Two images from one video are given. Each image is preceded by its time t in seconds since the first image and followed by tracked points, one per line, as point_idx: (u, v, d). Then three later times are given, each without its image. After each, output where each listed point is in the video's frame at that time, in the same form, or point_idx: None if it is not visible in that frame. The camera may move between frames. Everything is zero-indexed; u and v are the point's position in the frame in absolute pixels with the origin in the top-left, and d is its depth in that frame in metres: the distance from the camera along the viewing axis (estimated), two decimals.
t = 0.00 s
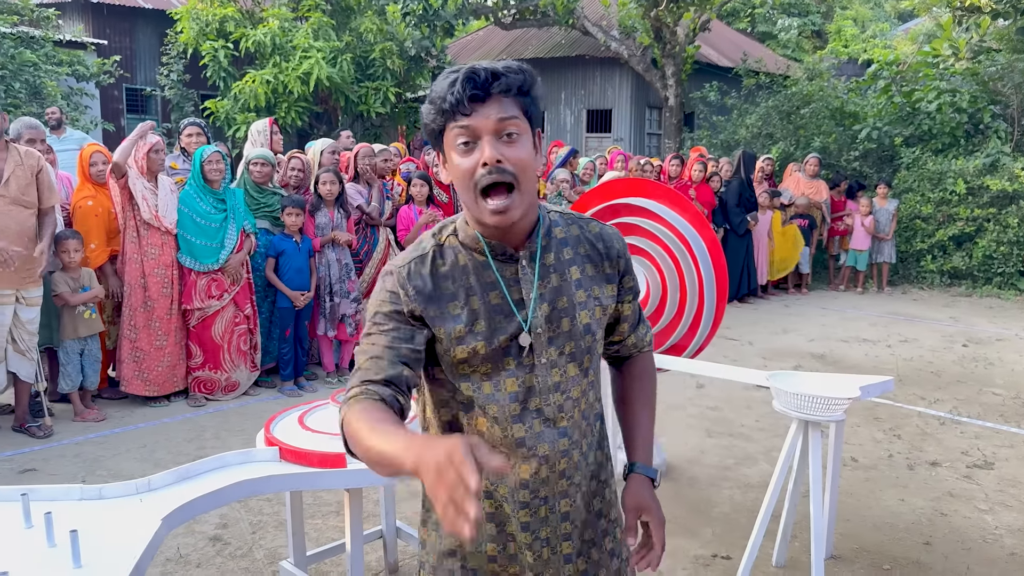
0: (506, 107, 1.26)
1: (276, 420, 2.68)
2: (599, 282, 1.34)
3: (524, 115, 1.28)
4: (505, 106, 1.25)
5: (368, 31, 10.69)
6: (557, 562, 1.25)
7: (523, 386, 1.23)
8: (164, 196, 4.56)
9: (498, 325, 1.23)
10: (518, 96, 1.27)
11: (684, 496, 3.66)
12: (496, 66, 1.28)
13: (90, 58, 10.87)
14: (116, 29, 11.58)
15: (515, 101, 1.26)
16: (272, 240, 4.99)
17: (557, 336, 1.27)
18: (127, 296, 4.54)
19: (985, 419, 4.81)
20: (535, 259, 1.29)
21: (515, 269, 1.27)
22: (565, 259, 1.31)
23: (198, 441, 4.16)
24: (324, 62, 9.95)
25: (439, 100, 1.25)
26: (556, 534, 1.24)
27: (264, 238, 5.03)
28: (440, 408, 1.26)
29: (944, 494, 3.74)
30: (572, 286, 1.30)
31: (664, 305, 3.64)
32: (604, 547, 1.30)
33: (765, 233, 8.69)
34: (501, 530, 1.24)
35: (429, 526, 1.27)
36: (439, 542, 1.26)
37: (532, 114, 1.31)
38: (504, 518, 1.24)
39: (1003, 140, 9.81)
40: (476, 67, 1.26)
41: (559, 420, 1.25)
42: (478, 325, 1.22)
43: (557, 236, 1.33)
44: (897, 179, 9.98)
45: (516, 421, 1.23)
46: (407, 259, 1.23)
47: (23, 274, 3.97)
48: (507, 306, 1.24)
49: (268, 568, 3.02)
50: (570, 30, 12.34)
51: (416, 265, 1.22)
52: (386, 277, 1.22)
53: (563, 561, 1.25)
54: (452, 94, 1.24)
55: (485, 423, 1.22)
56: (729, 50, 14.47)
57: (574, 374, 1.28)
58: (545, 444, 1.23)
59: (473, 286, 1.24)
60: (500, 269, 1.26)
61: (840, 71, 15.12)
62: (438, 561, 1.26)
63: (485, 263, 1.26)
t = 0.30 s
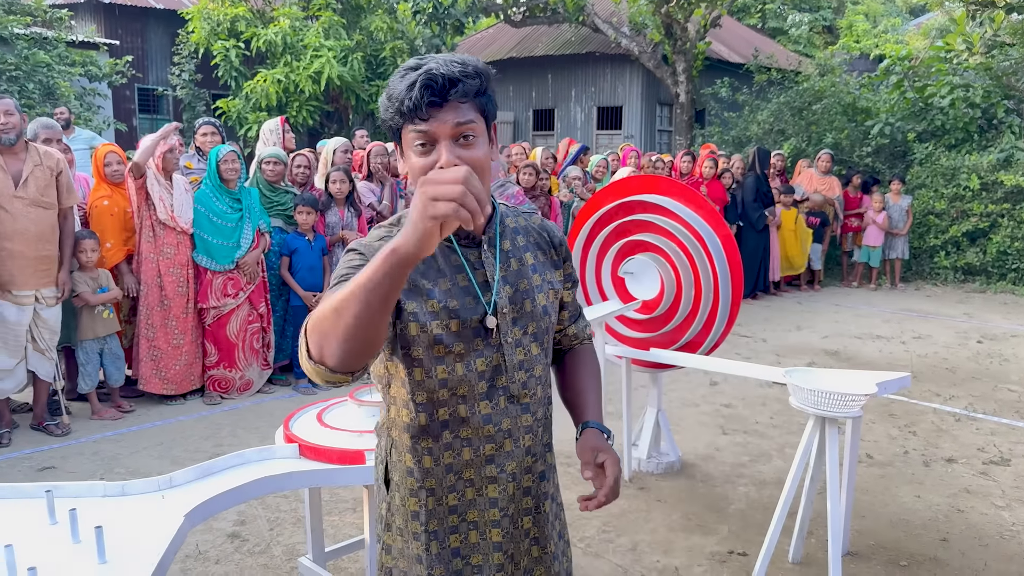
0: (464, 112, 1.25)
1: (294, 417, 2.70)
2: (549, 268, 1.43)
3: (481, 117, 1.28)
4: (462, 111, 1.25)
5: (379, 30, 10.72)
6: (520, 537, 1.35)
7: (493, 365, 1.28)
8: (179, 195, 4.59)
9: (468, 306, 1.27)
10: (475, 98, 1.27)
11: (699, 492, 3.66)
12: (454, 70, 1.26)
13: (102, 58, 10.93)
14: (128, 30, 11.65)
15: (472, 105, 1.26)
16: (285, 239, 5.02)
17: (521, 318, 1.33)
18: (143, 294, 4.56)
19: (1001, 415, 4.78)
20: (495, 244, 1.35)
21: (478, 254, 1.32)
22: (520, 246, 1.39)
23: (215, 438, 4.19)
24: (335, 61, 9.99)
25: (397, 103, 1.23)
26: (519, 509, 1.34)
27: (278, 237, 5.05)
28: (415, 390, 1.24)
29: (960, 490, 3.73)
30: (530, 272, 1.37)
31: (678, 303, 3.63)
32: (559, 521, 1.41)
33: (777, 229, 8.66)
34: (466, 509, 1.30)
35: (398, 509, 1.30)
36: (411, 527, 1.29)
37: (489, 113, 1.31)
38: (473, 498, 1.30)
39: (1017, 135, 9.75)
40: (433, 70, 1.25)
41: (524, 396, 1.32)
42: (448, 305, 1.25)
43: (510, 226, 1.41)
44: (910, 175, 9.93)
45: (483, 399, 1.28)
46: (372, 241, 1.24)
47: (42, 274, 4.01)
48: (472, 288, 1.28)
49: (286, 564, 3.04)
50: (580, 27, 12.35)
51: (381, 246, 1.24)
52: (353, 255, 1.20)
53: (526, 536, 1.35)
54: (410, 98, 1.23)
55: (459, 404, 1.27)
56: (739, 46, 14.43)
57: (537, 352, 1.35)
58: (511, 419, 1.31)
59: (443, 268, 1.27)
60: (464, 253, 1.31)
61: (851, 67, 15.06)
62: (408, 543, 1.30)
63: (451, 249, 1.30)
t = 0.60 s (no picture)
0: (459, 133, 1.31)
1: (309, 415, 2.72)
2: (514, 286, 1.46)
3: (475, 138, 1.34)
4: (459, 132, 1.31)
5: (389, 29, 10.75)
6: (476, 539, 1.38)
7: (449, 375, 1.32)
8: (192, 195, 4.62)
9: (434, 319, 1.30)
10: (473, 121, 1.33)
11: (711, 490, 3.66)
12: (454, 90, 1.32)
13: (114, 59, 11.01)
14: (139, 30, 11.74)
15: (468, 127, 1.32)
16: (297, 238, 5.07)
17: (480, 332, 1.37)
18: (159, 293, 4.59)
19: (1014, 414, 4.76)
20: (468, 260, 1.37)
21: (450, 267, 1.35)
22: (490, 264, 1.41)
23: (228, 436, 4.23)
24: (346, 60, 10.04)
25: (399, 117, 1.29)
26: (474, 512, 1.38)
27: (290, 236, 5.08)
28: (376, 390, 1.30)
29: (973, 488, 3.71)
30: (494, 289, 1.40)
31: (690, 301, 3.63)
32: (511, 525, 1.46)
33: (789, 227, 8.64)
34: (422, 512, 1.33)
35: (355, 497, 1.34)
36: (368, 510, 1.33)
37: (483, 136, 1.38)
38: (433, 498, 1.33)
39: None
40: (435, 89, 1.30)
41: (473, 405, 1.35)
42: (417, 318, 1.29)
43: (485, 242, 1.42)
44: (922, 173, 9.87)
45: (441, 407, 1.32)
46: (353, 253, 1.26)
47: (59, 274, 4.05)
48: (440, 301, 1.32)
49: (300, 562, 3.06)
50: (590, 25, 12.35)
51: (363, 261, 1.25)
52: (338, 269, 1.23)
53: (482, 537, 1.39)
54: (412, 115, 1.28)
55: (418, 409, 1.30)
56: (750, 43, 14.40)
57: (489, 365, 1.39)
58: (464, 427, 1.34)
59: (413, 279, 1.30)
60: (438, 266, 1.33)
61: (863, 64, 15.00)
62: (363, 528, 1.33)
63: (426, 260, 1.32)
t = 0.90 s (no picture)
0: (422, 103, 1.34)
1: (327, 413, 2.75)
2: (491, 274, 1.46)
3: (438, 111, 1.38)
4: (420, 101, 1.34)
5: (401, 29, 10.79)
6: (436, 518, 1.40)
7: (418, 360, 1.33)
8: (208, 195, 4.61)
9: (405, 304, 1.32)
10: (434, 92, 1.37)
11: (724, 490, 3.67)
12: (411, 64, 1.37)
13: (128, 59, 11.09)
14: (153, 31, 11.82)
15: (429, 96, 1.36)
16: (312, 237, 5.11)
17: (453, 318, 1.37)
18: (178, 293, 4.63)
19: None
20: (440, 245, 1.38)
21: (421, 253, 1.36)
22: (465, 250, 1.42)
23: (243, 434, 4.26)
24: (357, 61, 10.10)
25: (361, 93, 1.33)
26: (438, 492, 1.39)
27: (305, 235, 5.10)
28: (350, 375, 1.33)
29: (987, 488, 3.70)
30: (468, 273, 1.41)
31: (704, 300, 3.63)
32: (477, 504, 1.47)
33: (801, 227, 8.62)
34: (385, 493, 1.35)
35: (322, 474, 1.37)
36: (330, 499, 1.35)
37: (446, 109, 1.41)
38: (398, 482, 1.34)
39: None
40: (394, 63, 1.35)
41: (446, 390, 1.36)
42: (385, 303, 1.30)
43: (460, 229, 1.43)
44: (934, 172, 9.82)
45: (411, 391, 1.33)
46: (323, 241, 1.29)
47: (78, 273, 4.10)
48: (412, 286, 1.33)
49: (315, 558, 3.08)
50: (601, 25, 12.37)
51: (332, 248, 1.29)
52: (309, 259, 1.27)
53: (442, 516, 1.40)
54: (373, 87, 1.33)
55: (386, 393, 1.32)
56: (761, 43, 14.37)
57: (463, 351, 1.39)
58: (433, 410, 1.35)
59: (381, 266, 1.31)
60: (409, 252, 1.35)
61: (875, 63, 14.94)
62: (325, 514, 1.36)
63: (397, 245, 1.34)
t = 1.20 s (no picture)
0: (355, 115, 1.30)
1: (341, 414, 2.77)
2: (447, 272, 1.37)
3: (373, 120, 1.34)
4: (355, 114, 1.30)
5: (412, 32, 10.85)
6: (408, 525, 1.34)
7: (370, 371, 1.30)
8: (224, 197, 4.69)
9: (348, 315, 1.28)
10: (369, 102, 1.33)
11: (738, 492, 3.68)
12: (344, 73, 1.32)
13: (142, 62, 11.19)
14: (167, 34, 11.94)
15: (365, 108, 1.31)
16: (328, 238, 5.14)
17: (405, 322, 1.31)
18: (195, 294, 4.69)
19: None
20: (382, 251, 1.33)
21: (362, 261, 1.32)
22: (413, 252, 1.35)
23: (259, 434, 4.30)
24: (370, 63, 10.21)
25: (292, 104, 1.28)
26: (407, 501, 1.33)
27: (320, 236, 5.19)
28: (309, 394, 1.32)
29: (1001, 492, 3.70)
30: (418, 276, 1.34)
31: (718, 301, 3.64)
32: (458, 511, 1.40)
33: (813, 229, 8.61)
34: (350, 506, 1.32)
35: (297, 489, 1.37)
36: (305, 512, 1.34)
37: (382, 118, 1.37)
38: (367, 493, 1.31)
39: None
40: (326, 74, 1.30)
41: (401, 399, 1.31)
42: (327, 317, 1.28)
43: (407, 230, 1.36)
44: (947, 175, 9.77)
45: (368, 401, 1.30)
46: (264, 264, 1.29)
47: (96, 274, 4.15)
48: (353, 297, 1.29)
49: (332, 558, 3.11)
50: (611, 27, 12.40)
51: (270, 269, 1.28)
52: (250, 282, 1.29)
53: (413, 522, 1.34)
54: (304, 99, 1.28)
55: (346, 405, 1.31)
56: (772, 45, 14.37)
57: (420, 357, 1.33)
58: (393, 420, 1.31)
59: (320, 280, 1.29)
60: (346, 262, 1.31)
61: (886, 66, 14.93)
62: (301, 527, 1.35)
63: (331, 258, 1.31)
